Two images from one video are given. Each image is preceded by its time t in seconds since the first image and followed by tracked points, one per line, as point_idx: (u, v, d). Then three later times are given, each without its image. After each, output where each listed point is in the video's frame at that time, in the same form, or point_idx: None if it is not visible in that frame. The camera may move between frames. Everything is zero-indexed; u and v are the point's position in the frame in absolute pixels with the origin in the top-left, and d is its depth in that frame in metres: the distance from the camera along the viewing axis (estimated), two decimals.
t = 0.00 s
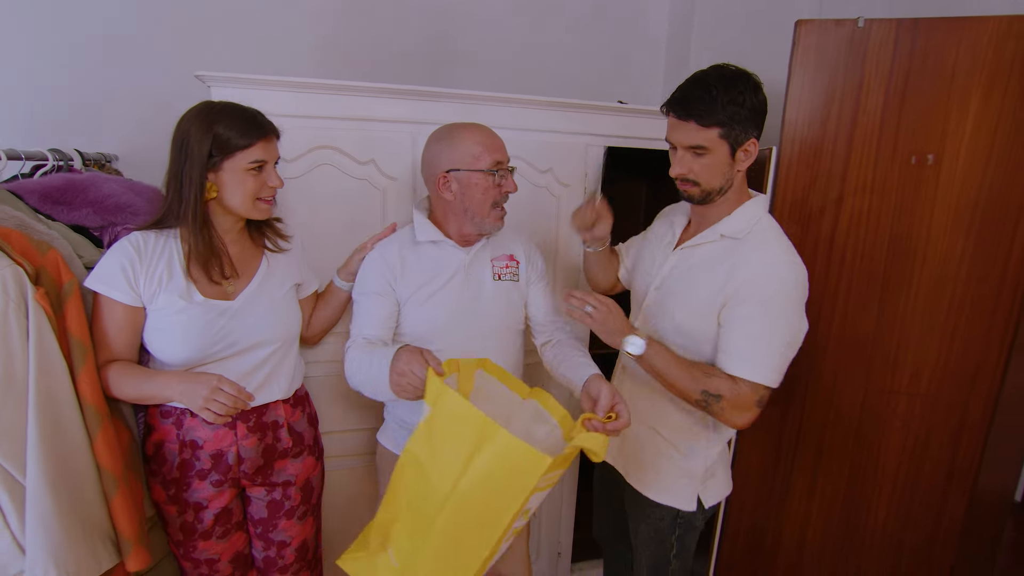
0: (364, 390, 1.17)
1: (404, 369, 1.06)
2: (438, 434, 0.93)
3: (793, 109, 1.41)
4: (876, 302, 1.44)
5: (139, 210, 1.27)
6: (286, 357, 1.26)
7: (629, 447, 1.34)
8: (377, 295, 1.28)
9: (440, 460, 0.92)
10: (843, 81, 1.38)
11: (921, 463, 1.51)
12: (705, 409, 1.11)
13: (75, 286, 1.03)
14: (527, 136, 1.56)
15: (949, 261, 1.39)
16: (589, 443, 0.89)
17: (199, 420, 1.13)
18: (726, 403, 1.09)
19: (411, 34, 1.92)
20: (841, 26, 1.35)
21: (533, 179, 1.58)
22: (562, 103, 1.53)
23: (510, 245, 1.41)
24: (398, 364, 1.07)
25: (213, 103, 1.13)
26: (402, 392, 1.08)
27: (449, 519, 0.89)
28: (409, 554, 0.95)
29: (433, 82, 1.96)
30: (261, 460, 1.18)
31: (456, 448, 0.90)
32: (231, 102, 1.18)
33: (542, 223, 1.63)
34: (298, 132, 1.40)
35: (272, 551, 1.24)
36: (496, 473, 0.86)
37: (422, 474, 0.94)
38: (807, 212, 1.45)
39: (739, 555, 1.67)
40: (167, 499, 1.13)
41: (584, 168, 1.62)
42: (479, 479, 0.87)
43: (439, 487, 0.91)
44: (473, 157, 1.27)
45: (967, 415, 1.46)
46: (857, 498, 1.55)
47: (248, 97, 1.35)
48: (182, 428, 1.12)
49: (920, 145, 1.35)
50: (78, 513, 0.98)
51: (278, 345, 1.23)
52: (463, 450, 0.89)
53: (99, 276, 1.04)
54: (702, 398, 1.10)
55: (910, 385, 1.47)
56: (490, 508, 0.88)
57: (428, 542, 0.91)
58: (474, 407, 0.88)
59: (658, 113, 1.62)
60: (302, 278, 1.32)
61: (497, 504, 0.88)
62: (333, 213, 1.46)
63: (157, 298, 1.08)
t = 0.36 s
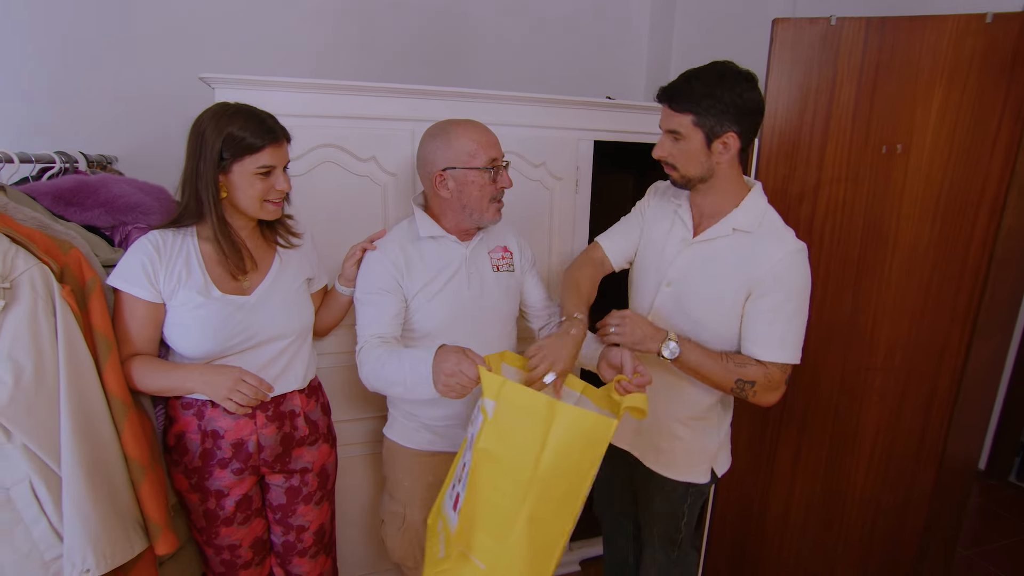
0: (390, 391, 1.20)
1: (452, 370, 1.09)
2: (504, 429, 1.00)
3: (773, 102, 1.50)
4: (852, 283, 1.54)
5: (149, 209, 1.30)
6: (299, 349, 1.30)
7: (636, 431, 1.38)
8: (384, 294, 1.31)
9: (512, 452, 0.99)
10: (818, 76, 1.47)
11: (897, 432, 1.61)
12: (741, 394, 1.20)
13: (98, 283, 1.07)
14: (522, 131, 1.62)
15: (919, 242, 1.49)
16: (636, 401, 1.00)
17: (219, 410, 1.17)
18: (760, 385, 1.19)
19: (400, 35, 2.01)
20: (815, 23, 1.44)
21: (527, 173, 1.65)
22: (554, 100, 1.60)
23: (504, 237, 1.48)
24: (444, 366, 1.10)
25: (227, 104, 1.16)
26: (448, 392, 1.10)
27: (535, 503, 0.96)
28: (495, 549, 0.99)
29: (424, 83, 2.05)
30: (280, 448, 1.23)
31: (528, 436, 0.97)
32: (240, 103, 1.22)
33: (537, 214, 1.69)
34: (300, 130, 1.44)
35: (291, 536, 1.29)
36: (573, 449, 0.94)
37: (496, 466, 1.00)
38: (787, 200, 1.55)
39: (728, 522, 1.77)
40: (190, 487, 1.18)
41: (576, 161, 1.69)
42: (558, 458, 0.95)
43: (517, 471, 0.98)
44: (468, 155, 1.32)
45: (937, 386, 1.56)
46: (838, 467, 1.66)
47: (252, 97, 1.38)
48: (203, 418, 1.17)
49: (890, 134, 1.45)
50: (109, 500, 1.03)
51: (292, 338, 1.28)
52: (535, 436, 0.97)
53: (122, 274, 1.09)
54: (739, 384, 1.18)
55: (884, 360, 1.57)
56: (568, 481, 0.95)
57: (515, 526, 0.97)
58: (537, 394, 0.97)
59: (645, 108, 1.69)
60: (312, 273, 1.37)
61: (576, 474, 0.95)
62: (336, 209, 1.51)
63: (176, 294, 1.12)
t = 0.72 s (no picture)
0: (389, 392, 1.19)
1: (451, 373, 1.08)
2: (503, 432, 0.99)
3: (760, 108, 1.53)
4: (838, 285, 1.59)
5: (147, 212, 1.29)
6: (300, 349, 1.32)
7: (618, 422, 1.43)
8: (383, 294, 1.33)
9: (514, 454, 0.99)
10: (803, 82, 1.51)
11: (881, 428, 1.66)
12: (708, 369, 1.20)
13: (100, 285, 1.08)
14: (515, 135, 1.65)
15: (901, 244, 1.54)
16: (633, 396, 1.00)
17: (221, 411, 1.18)
18: (724, 358, 1.18)
19: (393, 40, 2.03)
20: (800, 32, 1.49)
21: (521, 176, 1.68)
22: (547, 104, 1.63)
23: (502, 239, 1.49)
24: (443, 371, 1.09)
25: (224, 108, 1.17)
26: (447, 396, 1.09)
27: (541, 503, 0.97)
28: (504, 551, 1.00)
29: (417, 87, 2.08)
30: (281, 448, 1.24)
31: (528, 437, 0.98)
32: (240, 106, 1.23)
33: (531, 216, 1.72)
34: (298, 133, 1.45)
35: (292, 535, 1.31)
36: (575, 445, 0.96)
37: (496, 470, 1.00)
38: (774, 203, 1.58)
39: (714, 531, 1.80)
40: (191, 487, 1.19)
41: (568, 164, 1.72)
42: (561, 454, 0.96)
43: (520, 473, 0.98)
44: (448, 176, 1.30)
45: (920, 382, 1.62)
46: (825, 463, 1.71)
47: (249, 100, 1.39)
48: (206, 419, 1.18)
49: (872, 139, 1.50)
50: (112, 501, 1.03)
51: (294, 337, 1.29)
52: (535, 437, 0.97)
53: (125, 276, 1.09)
54: (702, 360, 1.19)
55: (869, 358, 1.62)
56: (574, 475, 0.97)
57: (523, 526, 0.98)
58: (535, 394, 0.97)
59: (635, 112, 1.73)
60: (313, 274, 1.39)
61: (581, 468, 0.97)
62: (333, 212, 1.52)
63: (179, 296, 1.13)
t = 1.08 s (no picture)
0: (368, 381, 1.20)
1: (408, 375, 1.08)
2: (451, 436, 0.98)
3: (760, 108, 1.51)
4: (838, 286, 1.59)
5: (147, 207, 1.30)
6: (301, 343, 1.32)
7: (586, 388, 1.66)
8: (385, 287, 1.34)
9: (458, 460, 0.97)
10: (804, 82, 1.50)
11: (878, 427, 1.67)
12: (620, 312, 1.46)
13: (99, 280, 1.08)
14: (516, 133, 1.65)
15: (899, 246, 1.55)
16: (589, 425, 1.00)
17: (222, 405, 1.18)
18: (628, 301, 1.44)
19: (395, 37, 2.03)
20: (801, 31, 1.47)
21: (521, 174, 1.68)
22: (548, 102, 1.63)
23: (510, 238, 1.47)
24: (402, 373, 1.09)
25: (221, 103, 1.17)
26: (407, 396, 1.08)
27: (477, 511, 0.96)
28: (440, 550, 1.00)
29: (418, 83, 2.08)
30: (281, 442, 1.25)
31: (473, 446, 0.96)
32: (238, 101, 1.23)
33: (531, 214, 1.72)
34: (299, 130, 1.45)
35: (291, 530, 1.31)
36: (519, 460, 0.93)
37: (440, 473, 1.00)
38: (774, 203, 1.56)
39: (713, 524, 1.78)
40: (191, 481, 1.19)
41: (569, 162, 1.72)
42: (504, 466, 0.94)
43: (462, 481, 0.97)
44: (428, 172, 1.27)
45: (917, 382, 1.64)
46: (822, 463, 1.71)
47: (249, 97, 1.39)
48: (206, 414, 1.18)
49: (873, 140, 1.50)
50: (109, 495, 1.04)
51: (295, 331, 1.29)
52: (479, 446, 0.95)
53: (126, 273, 1.08)
54: (615, 303, 1.47)
55: (867, 359, 1.62)
56: (515, 491, 0.95)
57: (460, 533, 0.98)
58: (485, 405, 0.95)
59: (637, 111, 1.73)
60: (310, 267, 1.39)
61: (523, 483, 0.95)
62: (333, 208, 1.53)
63: (179, 291, 1.13)
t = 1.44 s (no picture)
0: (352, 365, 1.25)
1: (374, 358, 1.14)
2: (414, 415, 0.99)
3: (767, 108, 1.50)
4: (843, 287, 1.57)
5: (150, 204, 1.29)
6: (302, 340, 1.31)
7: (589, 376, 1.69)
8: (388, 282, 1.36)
9: (418, 439, 0.99)
10: (811, 82, 1.48)
11: (882, 431, 1.66)
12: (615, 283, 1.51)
13: (100, 276, 1.08)
14: (521, 132, 1.64)
15: (906, 247, 1.53)
16: (550, 426, 0.97)
17: (220, 403, 1.18)
18: (620, 271, 1.50)
19: (399, 34, 2.03)
20: (808, 31, 1.45)
21: (525, 173, 1.67)
22: (553, 101, 1.62)
23: (517, 240, 1.44)
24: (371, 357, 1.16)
25: (218, 99, 1.16)
26: (375, 380, 1.14)
27: (431, 492, 0.96)
28: (396, 528, 1.01)
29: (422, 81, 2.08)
30: (279, 442, 1.24)
31: (434, 427, 0.97)
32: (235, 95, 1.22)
33: (534, 213, 1.71)
34: (301, 127, 1.44)
35: (289, 530, 1.31)
36: (473, 445, 0.93)
37: (402, 451, 1.01)
38: (780, 203, 1.55)
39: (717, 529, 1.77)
40: (189, 479, 1.19)
41: (573, 161, 1.71)
42: (458, 449, 0.93)
43: (418, 461, 0.98)
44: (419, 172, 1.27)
45: (923, 386, 1.62)
46: (826, 466, 1.70)
47: (252, 93, 1.38)
48: (204, 411, 1.17)
49: (880, 141, 1.49)
50: (109, 492, 1.03)
51: (295, 328, 1.29)
52: (439, 426, 0.96)
53: (124, 268, 1.08)
54: (609, 276, 1.53)
55: (873, 361, 1.61)
56: (467, 477, 0.94)
57: (411, 513, 0.98)
58: (447, 387, 0.96)
59: (642, 110, 1.72)
60: (314, 266, 1.38)
61: (476, 472, 0.93)
62: (335, 206, 1.52)
63: (178, 287, 1.13)
